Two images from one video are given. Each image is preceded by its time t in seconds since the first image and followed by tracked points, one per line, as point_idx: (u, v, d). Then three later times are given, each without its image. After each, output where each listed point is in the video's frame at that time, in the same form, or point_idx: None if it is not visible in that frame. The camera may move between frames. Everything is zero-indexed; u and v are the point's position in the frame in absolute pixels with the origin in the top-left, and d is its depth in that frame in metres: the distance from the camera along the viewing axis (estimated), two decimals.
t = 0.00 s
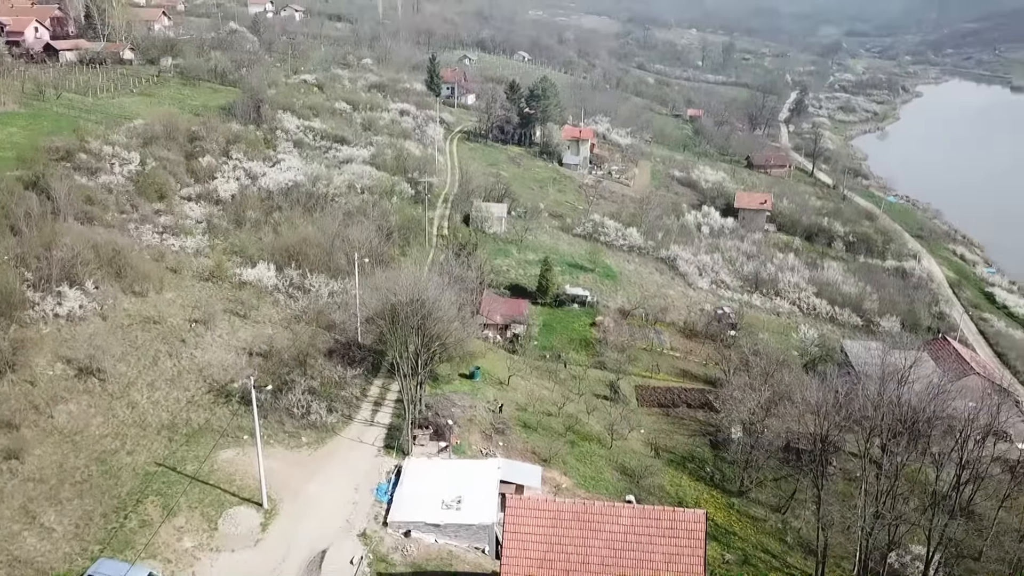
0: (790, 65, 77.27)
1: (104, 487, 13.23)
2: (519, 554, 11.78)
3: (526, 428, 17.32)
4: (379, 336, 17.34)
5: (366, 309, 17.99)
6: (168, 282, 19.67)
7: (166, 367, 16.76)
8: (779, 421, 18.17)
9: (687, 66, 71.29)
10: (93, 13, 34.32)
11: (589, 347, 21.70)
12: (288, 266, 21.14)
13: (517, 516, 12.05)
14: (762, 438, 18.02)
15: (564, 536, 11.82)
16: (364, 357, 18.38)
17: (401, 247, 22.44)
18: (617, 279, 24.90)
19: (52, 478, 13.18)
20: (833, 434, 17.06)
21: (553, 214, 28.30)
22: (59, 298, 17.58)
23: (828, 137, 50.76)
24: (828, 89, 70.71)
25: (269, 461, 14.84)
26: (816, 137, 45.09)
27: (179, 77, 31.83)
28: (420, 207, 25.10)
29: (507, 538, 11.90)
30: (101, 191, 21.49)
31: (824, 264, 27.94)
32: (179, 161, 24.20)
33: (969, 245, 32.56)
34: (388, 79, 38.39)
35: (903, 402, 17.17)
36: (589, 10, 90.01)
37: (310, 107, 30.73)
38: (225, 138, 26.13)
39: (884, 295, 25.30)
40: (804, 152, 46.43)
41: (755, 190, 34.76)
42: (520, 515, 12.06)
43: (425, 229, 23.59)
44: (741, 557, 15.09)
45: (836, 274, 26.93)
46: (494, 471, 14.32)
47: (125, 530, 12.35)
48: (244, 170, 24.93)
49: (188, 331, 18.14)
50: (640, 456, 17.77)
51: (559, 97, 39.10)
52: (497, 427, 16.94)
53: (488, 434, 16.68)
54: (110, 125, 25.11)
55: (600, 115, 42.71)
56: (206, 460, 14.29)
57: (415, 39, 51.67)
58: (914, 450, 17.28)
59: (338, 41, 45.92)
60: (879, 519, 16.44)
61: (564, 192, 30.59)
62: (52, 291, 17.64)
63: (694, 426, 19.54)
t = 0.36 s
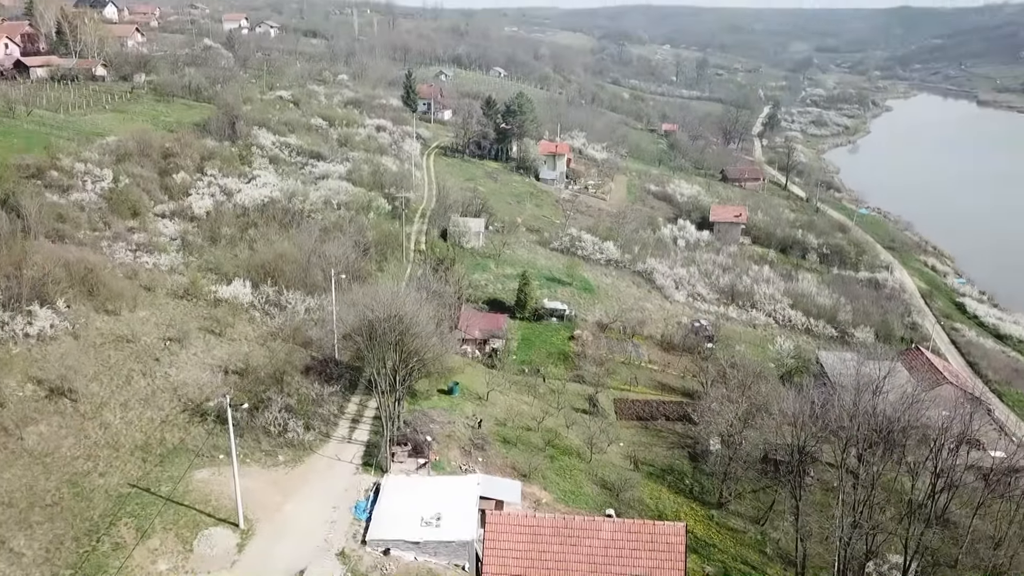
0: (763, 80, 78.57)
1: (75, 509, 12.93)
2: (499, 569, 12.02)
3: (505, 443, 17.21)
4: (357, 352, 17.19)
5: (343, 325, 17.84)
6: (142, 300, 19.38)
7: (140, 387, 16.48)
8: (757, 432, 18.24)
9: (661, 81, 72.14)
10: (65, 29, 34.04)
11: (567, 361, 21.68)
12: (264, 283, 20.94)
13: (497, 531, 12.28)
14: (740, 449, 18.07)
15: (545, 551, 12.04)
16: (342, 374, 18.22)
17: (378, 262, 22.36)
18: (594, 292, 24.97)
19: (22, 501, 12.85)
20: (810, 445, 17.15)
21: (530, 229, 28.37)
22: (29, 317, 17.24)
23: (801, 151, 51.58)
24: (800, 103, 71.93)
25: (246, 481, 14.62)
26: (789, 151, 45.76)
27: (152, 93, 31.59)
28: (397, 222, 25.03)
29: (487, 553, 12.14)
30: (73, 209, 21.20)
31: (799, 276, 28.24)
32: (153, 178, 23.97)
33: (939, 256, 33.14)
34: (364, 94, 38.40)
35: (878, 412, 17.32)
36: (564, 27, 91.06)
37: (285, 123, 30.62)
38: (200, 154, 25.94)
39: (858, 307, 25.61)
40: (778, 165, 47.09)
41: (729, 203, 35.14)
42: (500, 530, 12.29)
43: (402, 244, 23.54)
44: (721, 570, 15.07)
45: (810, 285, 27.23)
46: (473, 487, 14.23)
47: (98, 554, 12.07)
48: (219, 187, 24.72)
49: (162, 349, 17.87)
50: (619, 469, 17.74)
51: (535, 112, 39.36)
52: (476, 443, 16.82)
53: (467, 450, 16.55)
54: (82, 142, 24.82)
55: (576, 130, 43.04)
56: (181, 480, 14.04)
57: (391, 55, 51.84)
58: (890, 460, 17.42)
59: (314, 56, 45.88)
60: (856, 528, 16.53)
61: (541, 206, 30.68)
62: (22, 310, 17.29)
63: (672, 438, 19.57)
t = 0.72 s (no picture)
0: (732, 93, 79.86)
1: (42, 533, 12.60)
2: None
3: (482, 458, 17.12)
4: (331, 368, 17.04)
5: (317, 341, 17.68)
6: (111, 318, 19.03)
7: (109, 406, 16.16)
8: (731, 442, 18.27)
9: (633, 95, 72.91)
10: (30, 44, 33.63)
11: (543, 374, 21.67)
12: (236, 299, 20.70)
13: (475, 547, 12.28)
14: (716, 459, 18.10)
15: (523, 565, 12.05)
16: (315, 391, 18.04)
17: (351, 276, 22.25)
18: (569, 305, 25.04)
19: None
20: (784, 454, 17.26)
21: (505, 242, 28.43)
22: None
23: (770, 163, 52.42)
24: (769, 116, 73.17)
25: (218, 500, 14.36)
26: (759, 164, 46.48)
27: (121, 109, 31.26)
28: (371, 237, 24.94)
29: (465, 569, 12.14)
30: (39, 226, 20.83)
31: (770, 286, 28.58)
32: (122, 195, 23.67)
33: (907, 265, 33.79)
34: (337, 109, 38.35)
35: (850, 421, 17.48)
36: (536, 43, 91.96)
37: (257, 138, 30.45)
38: (170, 170, 25.68)
39: (829, 316, 25.98)
40: (748, 178, 47.78)
41: (701, 216, 35.53)
42: (478, 545, 12.29)
43: (376, 258, 23.46)
44: None
45: (781, 295, 27.57)
46: (450, 502, 14.13)
47: None
48: (190, 203, 24.46)
49: (132, 367, 17.55)
50: (596, 482, 17.71)
51: (508, 126, 39.59)
52: (452, 458, 16.70)
53: (444, 465, 16.43)
54: (49, 158, 24.45)
55: (549, 144, 43.34)
56: (152, 501, 13.75)
57: (364, 71, 51.90)
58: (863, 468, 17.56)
59: (285, 71, 45.74)
60: (831, 536, 16.62)
61: (515, 220, 30.76)
62: None
63: (648, 450, 19.61)
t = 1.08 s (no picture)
0: (704, 100, 80.80)
1: (9, 550, 12.31)
2: None
3: (458, 465, 17.03)
4: (305, 377, 16.88)
5: (291, 350, 17.51)
6: (79, 328, 18.67)
7: (78, 419, 15.84)
8: (706, 446, 18.28)
9: (606, 101, 73.36)
10: None
11: (519, 380, 21.64)
12: (208, 308, 20.41)
13: (451, 555, 12.22)
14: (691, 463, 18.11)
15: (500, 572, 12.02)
16: (290, 400, 17.86)
17: (325, 284, 22.09)
18: (544, 310, 25.05)
19: None
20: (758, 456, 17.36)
21: (480, 249, 28.38)
22: None
23: (742, 168, 53.04)
24: (740, 122, 74.01)
25: (190, 512, 14.15)
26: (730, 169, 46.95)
27: (89, 116, 30.80)
28: (344, 244, 24.78)
29: None
30: (4, 236, 20.42)
31: (743, 290, 28.84)
32: (90, 204, 23.29)
33: (877, 268, 34.32)
34: (309, 116, 38.12)
35: (822, 423, 17.62)
36: (508, 50, 92.30)
37: (228, 145, 30.16)
38: (139, 178, 25.34)
39: (800, 320, 26.26)
40: (720, 183, 48.26)
41: (674, 221, 35.80)
42: (454, 554, 12.23)
43: (350, 265, 23.31)
44: None
45: (754, 299, 27.82)
46: (427, 510, 13.99)
47: None
48: (160, 211, 24.15)
49: (101, 378, 17.20)
50: (573, 487, 17.68)
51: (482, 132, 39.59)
52: (428, 466, 16.58)
53: (420, 473, 16.31)
54: (14, 167, 24.00)
55: (523, 150, 43.39)
56: (123, 514, 13.51)
57: (336, 77, 51.67)
58: (835, 469, 17.70)
59: (256, 78, 45.38)
60: (806, 538, 16.72)
61: (490, 226, 30.73)
62: None
63: (624, 454, 19.65)
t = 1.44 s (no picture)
0: (677, 105, 81.56)
1: None
2: None
3: (437, 473, 16.91)
4: (281, 386, 16.72)
5: (266, 358, 17.33)
6: (49, 338, 18.30)
7: (49, 431, 15.50)
8: (684, 450, 18.34)
9: (581, 107, 73.72)
10: None
11: (497, 387, 21.57)
12: (181, 317, 20.12)
13: (430, 564, 12.13)
14: (669, 467, 18.16)
15: None
16: (265, 409, 17.66)
17: (300, 292, 21.92)
18: (521, 316, 25.04)
19: None
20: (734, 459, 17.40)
21: (456, 255, 28.32)
22: None
23: (716, 173, 53.58)
24: (714, 127, 74.68)
25: (165, 525, 13.93)
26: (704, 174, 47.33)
27: (58, 124, 30.33)
28: (319, 251, 24.62)
29: None
30: None
31: (718, 294, 29.06)
32: (60, 212, 22.90)
33: (850, 271, 34.78)
34: (283, 123, 37.87)
35: (798, 425, 17.78)
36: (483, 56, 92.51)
37: (201, 152, 29.85)
38: (110, 186, 24.99)
39: (775, 323, 26.51)
40: (695, 188, 48.62)
41: (649, 226, 36.02)
42: (433, 562, 12.14)
43: (326, 272, 23.17)
44: None
45: (729, 303, 28.04)
46: (405, 518, 13.89)
47: None
48: (132, 219, 23.83)
49: (72, 389, 16.82)
50: (552, 493, 17.64)
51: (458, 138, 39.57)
52: (406, 473, 16.45)
53: (398, 481, 16.17)
54: None
55: (499, 156, 43.37)
56: (96, 528, 13.27)
57: (310, 84, 51.42)
58: (811, 471, 17.83)
59: (229, 84, 44.99)
60: (783, 540, 16.81)
61: (466, 232, 30.70)
62: None
63: (602, 459, 19.67)
